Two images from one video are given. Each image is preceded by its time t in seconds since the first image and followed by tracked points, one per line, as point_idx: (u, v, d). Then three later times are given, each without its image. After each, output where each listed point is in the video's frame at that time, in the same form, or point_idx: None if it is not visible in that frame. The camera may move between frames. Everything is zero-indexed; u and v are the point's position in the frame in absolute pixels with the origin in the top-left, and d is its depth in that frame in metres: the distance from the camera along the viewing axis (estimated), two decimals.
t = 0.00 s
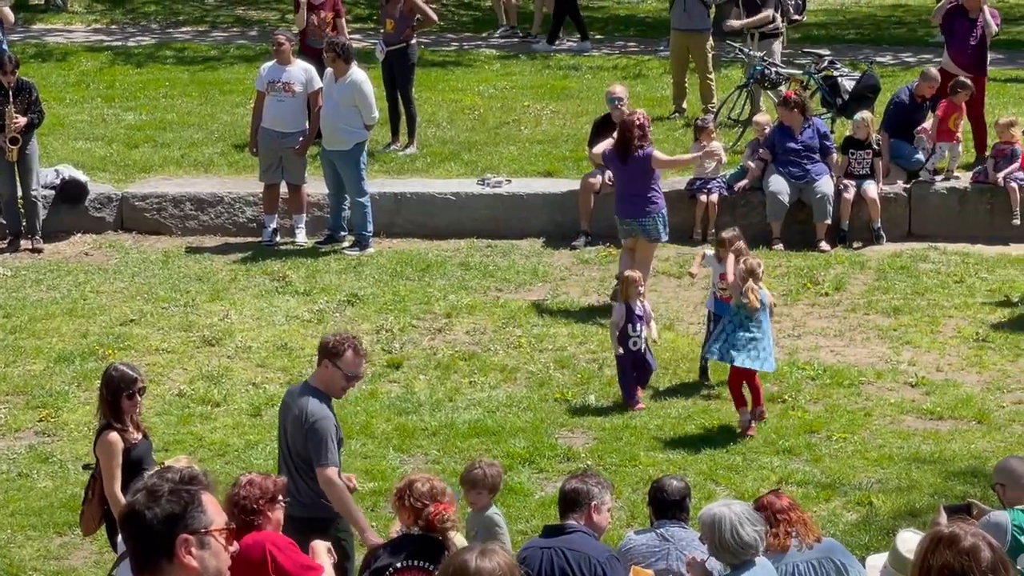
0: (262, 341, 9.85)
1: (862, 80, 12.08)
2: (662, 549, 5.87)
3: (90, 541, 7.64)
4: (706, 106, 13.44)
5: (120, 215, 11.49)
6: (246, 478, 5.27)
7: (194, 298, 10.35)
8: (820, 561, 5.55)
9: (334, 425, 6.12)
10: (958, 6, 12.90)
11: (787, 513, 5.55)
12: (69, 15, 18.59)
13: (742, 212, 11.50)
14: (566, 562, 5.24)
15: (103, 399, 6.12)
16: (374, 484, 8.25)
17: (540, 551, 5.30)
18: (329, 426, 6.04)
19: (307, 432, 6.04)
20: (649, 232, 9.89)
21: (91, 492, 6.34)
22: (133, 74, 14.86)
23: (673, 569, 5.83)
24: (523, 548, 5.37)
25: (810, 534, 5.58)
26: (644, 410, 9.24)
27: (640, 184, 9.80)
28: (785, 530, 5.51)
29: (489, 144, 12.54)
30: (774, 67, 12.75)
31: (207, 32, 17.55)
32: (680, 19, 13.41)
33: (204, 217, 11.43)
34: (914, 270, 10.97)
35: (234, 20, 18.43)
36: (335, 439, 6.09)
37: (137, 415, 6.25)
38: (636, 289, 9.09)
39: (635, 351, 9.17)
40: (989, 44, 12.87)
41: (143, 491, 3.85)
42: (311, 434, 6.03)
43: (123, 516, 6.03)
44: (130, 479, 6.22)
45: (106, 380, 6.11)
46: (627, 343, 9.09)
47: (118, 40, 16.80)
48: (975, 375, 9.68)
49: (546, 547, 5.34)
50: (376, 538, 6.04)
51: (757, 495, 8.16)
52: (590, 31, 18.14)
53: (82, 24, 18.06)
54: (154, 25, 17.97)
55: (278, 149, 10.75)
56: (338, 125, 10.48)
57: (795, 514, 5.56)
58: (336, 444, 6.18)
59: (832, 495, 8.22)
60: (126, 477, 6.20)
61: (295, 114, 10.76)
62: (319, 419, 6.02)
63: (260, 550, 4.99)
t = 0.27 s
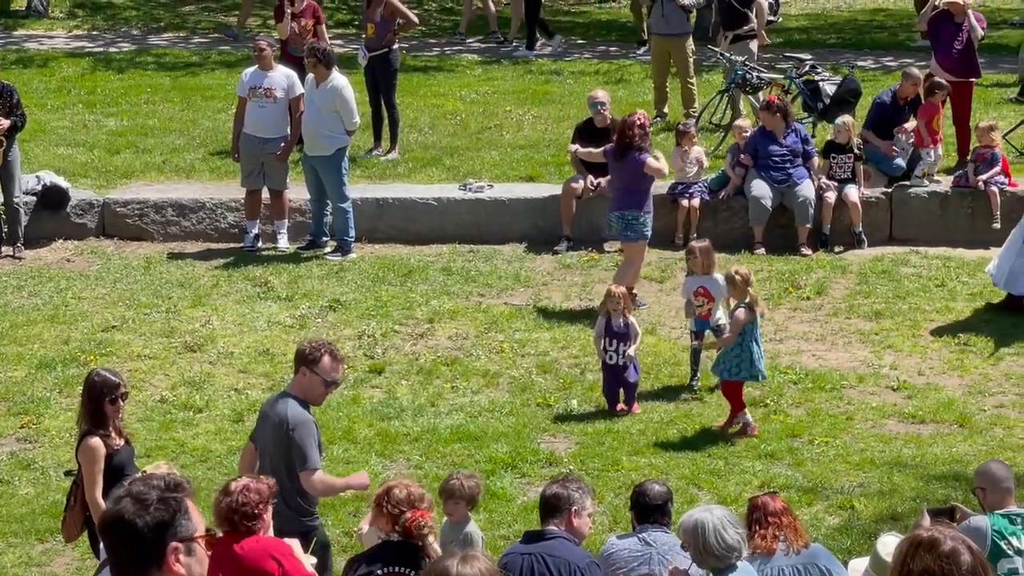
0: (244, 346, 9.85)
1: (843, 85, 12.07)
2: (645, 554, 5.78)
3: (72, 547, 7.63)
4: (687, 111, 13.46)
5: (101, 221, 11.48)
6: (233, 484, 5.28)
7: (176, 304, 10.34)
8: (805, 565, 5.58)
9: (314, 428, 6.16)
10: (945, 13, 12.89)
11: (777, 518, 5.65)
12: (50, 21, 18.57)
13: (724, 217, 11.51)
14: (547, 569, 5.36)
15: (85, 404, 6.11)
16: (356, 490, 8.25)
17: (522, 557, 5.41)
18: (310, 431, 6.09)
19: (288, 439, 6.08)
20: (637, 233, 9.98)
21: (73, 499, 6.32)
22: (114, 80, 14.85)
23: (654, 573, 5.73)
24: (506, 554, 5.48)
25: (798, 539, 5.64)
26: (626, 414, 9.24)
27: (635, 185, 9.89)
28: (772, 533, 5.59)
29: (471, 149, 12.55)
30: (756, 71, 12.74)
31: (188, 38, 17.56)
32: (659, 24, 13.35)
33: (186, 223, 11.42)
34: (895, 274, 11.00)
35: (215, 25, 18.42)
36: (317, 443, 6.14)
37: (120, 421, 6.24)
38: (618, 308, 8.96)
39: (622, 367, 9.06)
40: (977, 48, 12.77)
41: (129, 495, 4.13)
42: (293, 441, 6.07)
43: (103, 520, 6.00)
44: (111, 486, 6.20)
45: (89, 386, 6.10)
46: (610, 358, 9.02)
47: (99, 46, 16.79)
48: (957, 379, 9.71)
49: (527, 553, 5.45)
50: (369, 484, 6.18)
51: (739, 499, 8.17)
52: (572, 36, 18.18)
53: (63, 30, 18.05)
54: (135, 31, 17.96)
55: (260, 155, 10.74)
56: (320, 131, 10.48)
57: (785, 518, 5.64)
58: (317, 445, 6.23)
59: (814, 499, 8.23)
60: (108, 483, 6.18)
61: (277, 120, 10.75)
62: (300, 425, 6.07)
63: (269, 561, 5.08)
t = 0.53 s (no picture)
0: (227, 353, 9.84)
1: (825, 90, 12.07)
2: (627, 559, 5.62)
3: (54, 555, 7.61)
4: (669, 117, 13.48)
5: (83, 228, 11.47)
6: (233, 497, 5.26)
7: (158, 311, 10.33)
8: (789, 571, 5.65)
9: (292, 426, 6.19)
10: (929, 19, 12.92)
11: (769, 524, 5.75)
12: (31, 28, 18.56)
13: (706, 222, 11.52)
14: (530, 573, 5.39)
15: (67, 410, 6.12)
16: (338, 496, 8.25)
17: (505, 563, 5.46)
18: (289, 429, 6.11)
19: (268, 437, 6.11)
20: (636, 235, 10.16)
21: (54, 505, 6.32)
22: (95, 87, 14.84)
23: None
24: (489, 560, 5.53)
25: (787, 547, 5.72)
26: (608, 420, 9.25)
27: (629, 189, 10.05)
28: (759, 536, 5.70)
29: (452, 155, 12.56)
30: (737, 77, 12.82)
31: (168, 45, 17.55)
32: (641, 31, 13.30)
33: (167, 230, 11.42)
34: (877, 279, 11.03)
35: (196, 33, 18.42)
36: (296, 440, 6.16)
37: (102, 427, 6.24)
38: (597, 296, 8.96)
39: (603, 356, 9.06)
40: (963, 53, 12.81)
41: (110, 501, 4.15)
42: (272, 438, 6.09)
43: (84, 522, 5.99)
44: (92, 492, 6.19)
45: (72, 391, 6.10)
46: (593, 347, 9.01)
47: (80, 53, 16.78)
48: (938, 384, 9.73)
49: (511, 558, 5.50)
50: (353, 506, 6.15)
51: (720, 505, 8.17)
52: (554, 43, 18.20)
53: (44, 37, 18.05)
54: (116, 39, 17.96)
55: (241, 162, 10.73)
56: (301, 137, 10.48)
57: (777, 526, 5.74)
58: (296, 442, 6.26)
59: (796, 505, 8.23)
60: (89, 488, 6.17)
61: (259, 127, 10.75)
62: (279, 424, 6.09)
63: None
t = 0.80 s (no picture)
0: (208, 360, 9.83)
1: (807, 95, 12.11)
2: (609, 565, 5.76)
3: (35, 562, 7.59)
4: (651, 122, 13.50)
5: (64, 235, 11.44)
6: (215, 508, 5.30)
7: (139, 318, 10.32)
8: None
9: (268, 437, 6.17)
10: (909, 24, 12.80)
11: (753, 529, 5.68)
12: (11, 35, 18.53)
13: (687, 228, 11.52)
14: None
15: (49, 418, 6.12)
16: (321, 503, 8.24)
17: (488, 569, 5.48)
18: (264, 442, 6.09)
19: (243, 450, 6.08)
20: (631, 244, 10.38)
21: (36, 512, 6.32)
22: (76, 94, 14.83)
23: None
24: (472, 565, 5.54)
25: (770, 553, 5.65)
26: (590, 425, 9.25)
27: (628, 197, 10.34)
28: (741, 540, 5.63)
29: (434, 161, 12.56)
30: (719, 82, 12.79)
31: (149, 52, 17.55)
32: (623, 36, 13.32)
33: (149, 236, 11.41)
34: (858, 284, 11.06)
35: (178, 40, 18.43)
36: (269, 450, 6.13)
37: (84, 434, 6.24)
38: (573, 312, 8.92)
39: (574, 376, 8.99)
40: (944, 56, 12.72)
41: (89, 507, 4.13)
42: (245, 449, 6.07)
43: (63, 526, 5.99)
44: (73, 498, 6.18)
45: (53, 397, 6.11)
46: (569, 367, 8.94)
47: (61, 60, 16.77)
48: (920, 389, 9.75)
49: (494, 564, 5.51)
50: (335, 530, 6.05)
51: (702, 510, 8.18)
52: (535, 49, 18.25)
53: (25, 44, 18.04)
54: (96, 45, 17.95)
55: (223, 168, 10.72)
56: (282, 144, 10.48)
57: (761, 532, 5.67)
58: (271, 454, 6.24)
59: (778, 510, 8.23)
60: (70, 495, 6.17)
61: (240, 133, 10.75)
62: (253, 437, 6.06)
63: None
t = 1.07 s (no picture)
0: (191, 367, 9.82)
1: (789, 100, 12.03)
2: (592, 570, 5.84)
3: (16, 570, 7.57)
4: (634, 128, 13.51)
5: (46, 242, 11.42)
6: (192, 519, 5.29)
7: (122, 325, 10.31)
8: None
9: (248, 443, 6.15)
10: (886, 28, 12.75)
11: (734, 536, 5.70)
12: None
13: (671, 233, 11.55)
14: None
15: (32, 425, 6.10)
16: (304, 510, 8.23)
17: None
18: (239, 445, 6.07)
19: (218, 452, 6.07)
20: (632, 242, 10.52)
21: (19, 519, 6.30)
22: (58, 101, 14.81)
23: None
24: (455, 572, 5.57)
25: (752, 559, 5.67)
26: (573, 432, 9.24)
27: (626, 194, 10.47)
28: (724, 547, 5.65)
29: (417, 168, 12.57)
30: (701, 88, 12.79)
31: (131, 59, 17.54)
32: (604, 43, 13.41)
33: (132, 243, 11.40)
34: (841, 289, 11.07)
35: (161, 47, 18.43)
36: (245, 456, 6.12)
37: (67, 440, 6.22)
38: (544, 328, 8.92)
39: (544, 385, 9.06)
40: (922, 60, 12.71)
41: (81, 515, 4.44)
42: (220, 453, 6.06)
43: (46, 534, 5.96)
44: (57, 506, 6.16)
45: (36, 402, 6.09)
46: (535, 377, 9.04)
47: (43, 67, 16.75)
48: (903, 394, 9.75)
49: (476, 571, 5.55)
50: (290, 478, 6.05)
51: (686, 516, 8.18)
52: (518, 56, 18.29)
53: (8, 51, 18.02)
54: (78, 52, 17.93)
55: (206, 175, 10.72)
56: (265, 150, 10.50)
57: (742, 538, 5.69)
58: (251, 464, 6.21)
59: (761, 515, 8.23)
60: (53, 502, 6.14)
61: (223, 140, 10.75)
62: (229, 440, 6.06)
63: None
